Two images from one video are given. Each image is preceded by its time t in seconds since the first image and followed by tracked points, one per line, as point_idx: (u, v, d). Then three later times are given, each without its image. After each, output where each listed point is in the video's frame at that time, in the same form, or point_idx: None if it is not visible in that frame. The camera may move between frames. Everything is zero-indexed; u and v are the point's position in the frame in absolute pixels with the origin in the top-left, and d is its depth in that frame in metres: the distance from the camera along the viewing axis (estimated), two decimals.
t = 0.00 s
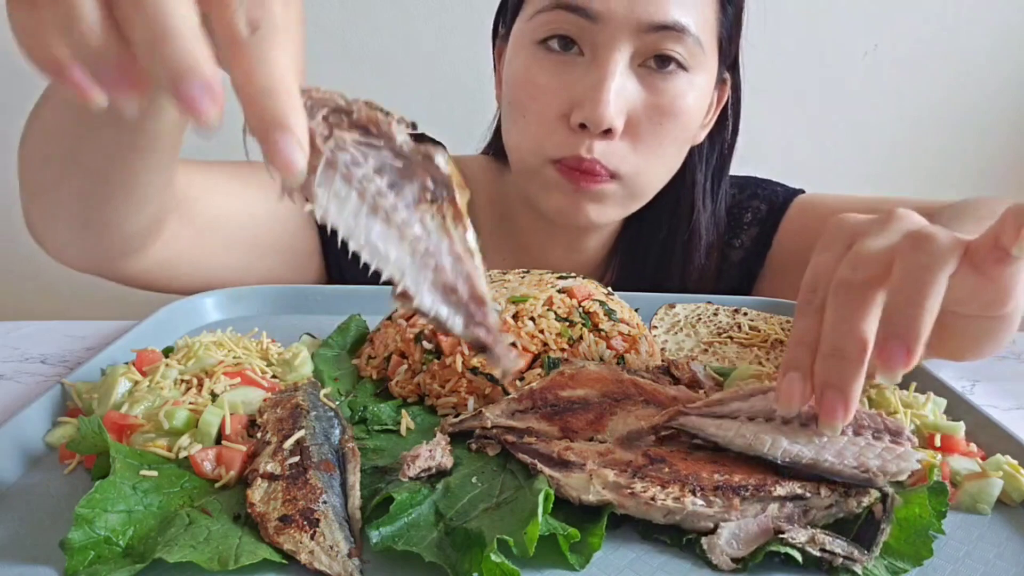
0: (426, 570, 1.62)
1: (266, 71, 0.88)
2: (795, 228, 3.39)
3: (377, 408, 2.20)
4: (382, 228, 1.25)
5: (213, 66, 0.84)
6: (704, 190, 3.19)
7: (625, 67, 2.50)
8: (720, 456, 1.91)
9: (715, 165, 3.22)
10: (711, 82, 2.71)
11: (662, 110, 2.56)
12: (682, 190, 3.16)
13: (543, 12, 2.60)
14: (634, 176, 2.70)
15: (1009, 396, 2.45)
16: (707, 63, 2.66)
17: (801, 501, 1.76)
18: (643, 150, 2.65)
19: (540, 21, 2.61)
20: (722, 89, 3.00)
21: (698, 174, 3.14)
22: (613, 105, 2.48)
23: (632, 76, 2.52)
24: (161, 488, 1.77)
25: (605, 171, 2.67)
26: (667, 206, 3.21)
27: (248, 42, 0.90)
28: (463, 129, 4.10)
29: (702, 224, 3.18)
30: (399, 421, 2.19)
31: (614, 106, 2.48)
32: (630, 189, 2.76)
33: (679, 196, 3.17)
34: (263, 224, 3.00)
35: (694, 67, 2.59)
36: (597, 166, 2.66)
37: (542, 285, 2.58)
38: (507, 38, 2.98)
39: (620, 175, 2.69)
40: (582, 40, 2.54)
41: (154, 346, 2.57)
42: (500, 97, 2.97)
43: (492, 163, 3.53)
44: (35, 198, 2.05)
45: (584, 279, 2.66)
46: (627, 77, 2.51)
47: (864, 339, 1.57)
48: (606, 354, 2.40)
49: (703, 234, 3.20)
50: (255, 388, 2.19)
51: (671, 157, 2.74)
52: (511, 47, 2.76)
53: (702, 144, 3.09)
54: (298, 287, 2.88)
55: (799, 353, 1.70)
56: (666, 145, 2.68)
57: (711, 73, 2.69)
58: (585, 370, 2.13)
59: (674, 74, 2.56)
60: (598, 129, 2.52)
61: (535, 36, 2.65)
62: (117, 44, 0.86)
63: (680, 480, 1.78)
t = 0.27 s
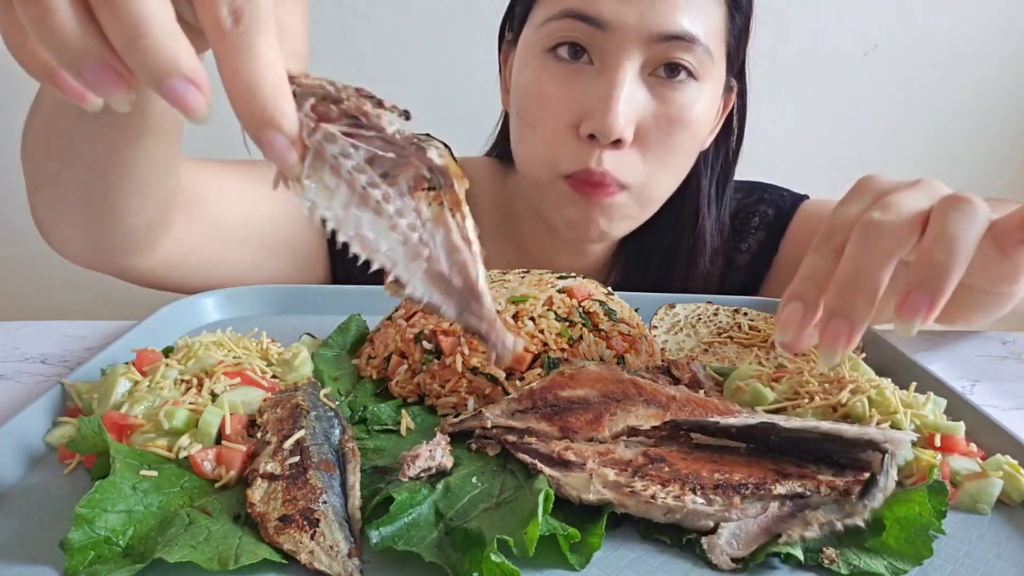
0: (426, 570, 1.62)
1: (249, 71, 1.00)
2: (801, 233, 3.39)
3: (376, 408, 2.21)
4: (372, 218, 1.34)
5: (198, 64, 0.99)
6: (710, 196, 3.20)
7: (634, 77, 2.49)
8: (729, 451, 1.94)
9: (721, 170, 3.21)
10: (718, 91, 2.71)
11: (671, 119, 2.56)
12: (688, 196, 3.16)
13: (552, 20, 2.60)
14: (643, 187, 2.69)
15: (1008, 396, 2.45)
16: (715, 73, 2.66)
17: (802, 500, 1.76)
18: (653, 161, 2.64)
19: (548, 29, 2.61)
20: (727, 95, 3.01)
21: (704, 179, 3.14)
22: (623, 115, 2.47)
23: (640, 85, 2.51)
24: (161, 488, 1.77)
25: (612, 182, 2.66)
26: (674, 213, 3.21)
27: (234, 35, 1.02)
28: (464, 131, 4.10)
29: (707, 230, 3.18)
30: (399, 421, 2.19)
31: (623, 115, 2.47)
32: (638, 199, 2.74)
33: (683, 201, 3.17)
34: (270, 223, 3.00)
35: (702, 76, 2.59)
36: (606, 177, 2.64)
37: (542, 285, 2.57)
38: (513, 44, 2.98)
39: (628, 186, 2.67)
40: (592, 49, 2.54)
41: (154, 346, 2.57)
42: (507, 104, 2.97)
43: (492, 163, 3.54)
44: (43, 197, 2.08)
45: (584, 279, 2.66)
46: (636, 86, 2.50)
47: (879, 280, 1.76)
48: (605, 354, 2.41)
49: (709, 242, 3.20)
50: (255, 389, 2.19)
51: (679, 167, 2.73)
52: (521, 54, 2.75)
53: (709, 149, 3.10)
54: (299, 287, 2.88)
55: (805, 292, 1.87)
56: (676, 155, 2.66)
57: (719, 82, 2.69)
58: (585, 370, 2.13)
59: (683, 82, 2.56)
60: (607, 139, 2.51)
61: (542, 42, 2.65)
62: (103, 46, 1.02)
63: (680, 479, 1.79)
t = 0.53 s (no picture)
0: (426, 570, 1.62)
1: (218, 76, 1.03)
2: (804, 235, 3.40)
3: (376, 408, 2.21)
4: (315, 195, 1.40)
5: (163, 66, 0.99)
6: (711, 194, 3.20)
7: (627, 76, 2.50)
8: (729, 451, 1.94)
9: (722, 169, 3.22)
10: (715, 90, 2.71)
11: (664, 119, 2.56)
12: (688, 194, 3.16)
13: (546, 20, 2.60)
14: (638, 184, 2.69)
15: (1008, 396, 2.45)
16: (711, 71, 2.65)
17: (802, 500, 1.76)
18: (645, 160, 2.64)
19: (543, 29, 2.61)
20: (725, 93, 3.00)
21: (703, 179, 3.14)
22: (615, 115, 2.48)
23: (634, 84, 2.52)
24: (161, 488, 1.77)
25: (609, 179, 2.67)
26: (672, 212, 3.21)
27: (202, 36, 1.04)
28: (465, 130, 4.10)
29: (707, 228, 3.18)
30: (399, 421, 2.19)
31: (615, 115, 2.48)
32: (634, 197, 2.75)
33: (683, 198, 3.17)
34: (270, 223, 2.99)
35: (698, 76, 2.59)
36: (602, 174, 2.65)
37: (543, 285, 2.58)
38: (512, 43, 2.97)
39: (624, 183, 2.68)
40: (586, 49, 2.54)
41: (154, 346, 2.57)
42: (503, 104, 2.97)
43: (492, 163, 3.54)
44: (42, 193, 2.10)
45: (584, 279, 2.66)
46: (629, 86, 2.51)
47: (915, 257, 1.86)
48: (605, 354, 2.40)
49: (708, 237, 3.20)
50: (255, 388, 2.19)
51: (676, 165, 2.73)
52: (516, 53, 2.76)
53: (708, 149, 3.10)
54: (300, 287, 2.88)
55: (834, 270, 1.95)
56: (670, 154, 2.66)
57: (715, 81, 2.69)
58: (585, 370, 2.12)
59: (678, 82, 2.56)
60: (599, 139, 2.52)
61: (536, 43, 2.65)
62: (62, 42, 1.03)
63: (680, 479, 1.79)
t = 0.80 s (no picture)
0: (426, 570, 1.62)
1: (164, 72, 1.00)
2: (805, 234, 3.40)
3: (376, 408, 2.20)
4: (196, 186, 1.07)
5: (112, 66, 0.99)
6: (706, 191, 3.20)
7: (610, 75, 2.49)
8: (729, 451, 1.94)
9: (717, 166, 3.23)
10: (703, 87, 2.69)
11: (647, 116, 2.54)
12: (685, 192, 3.16)
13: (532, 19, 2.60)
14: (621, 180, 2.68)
15: (1008, 396, 2.45)
16: (697, 68, 2.64)
17: (802, 500, 1.76)
18: (630, 157, 2.62)
19: (530, 27, 2.61)
20: (720, 88, 2.97)
21: (698, 176, 3.15)
22: (597, 112, 2.47)
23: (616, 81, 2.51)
24: (161, 488, 1.77)
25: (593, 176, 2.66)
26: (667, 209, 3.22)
27: (148, 35, 1.02)
28: (465, 130, 4.09)
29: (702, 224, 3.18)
30: (399, 421, 2.18)
31: (597, 112, 2.47)
32: (618, 195, 2.74)
33: (679, 195, 3.17)
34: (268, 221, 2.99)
35: (683, 73, 2.57)
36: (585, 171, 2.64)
37: (542, 285, 2.58)
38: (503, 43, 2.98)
39: (607, 180, 2.67)
40: (568, 48, 2.54)
41: (154, 346, 2.57)
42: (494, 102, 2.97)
43: (492, 162, 3.53)
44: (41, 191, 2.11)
45: (584, 279, 2.67)
46: (611, 82, 2.50)
47: (915, 241, 1.93)
48: (605, 354, 2.40)
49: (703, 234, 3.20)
50: (255, 388, 2.19)
51: (661, 162, 2.71)
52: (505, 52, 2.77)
53: (703, 146, 3.10)
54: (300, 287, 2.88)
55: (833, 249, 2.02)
56: (653, 149, 2.63)
57: (702, 77, 2.67)
58: (585, 370, 2.12)
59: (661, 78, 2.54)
60: (582, 137, 2.51)
61: (523, 42, 2.66)
62: None
63: (680, 479, 1.79)
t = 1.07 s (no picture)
0: (426, 570, 1.62)
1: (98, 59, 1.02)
2: (814, 235, 3.40)
3: (377, 408, 2.20)
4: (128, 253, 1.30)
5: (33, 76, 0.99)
6: (693, 181, 3.22)
7: (573, 51, 2.50)
8: (729, 451, 1.93)
9: (707, 157, 3.26)
10: (674, 69, 2.68)
11: (610, 92, 2.53)
12: (669, 181, 3.20)
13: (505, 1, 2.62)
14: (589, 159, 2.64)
15: (1009, 397, 2.45)
16: (666, 48, 2.63)
17: (801, 500, 1.76)
18: (596, 136, 2.60)
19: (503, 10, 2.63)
20: (704, 75, 2.99)
21: (684, 168, 3.19)
22: (559, 87, 2.48)
23: (580, 59, 2.52)
24: (161, 488, 1.77)
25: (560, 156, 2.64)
26: (656, 202, 3.25)
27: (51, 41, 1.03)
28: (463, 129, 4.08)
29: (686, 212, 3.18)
30: (399, 421, 2.18)
31: (559, 87, 2.48)
32: (588, 177, 2.70)
33: (666, 185, 3.21)
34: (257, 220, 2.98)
35: (648, 50, 2.57)
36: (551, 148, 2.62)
37: (542, 285, 2.58)
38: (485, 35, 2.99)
39: (574, 157, 2.64)
40: (533, 30, 2.54)
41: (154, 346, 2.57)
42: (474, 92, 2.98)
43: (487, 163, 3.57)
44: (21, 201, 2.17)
45: (584, 279, 2.67)
46: (575, 60, 2.51)
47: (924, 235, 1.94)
48: (605, 354, 2.39)
49: (690, 223, 3.18)
50: (255, 388, 2.19)
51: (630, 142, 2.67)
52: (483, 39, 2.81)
53: (688, 136, 3.15)
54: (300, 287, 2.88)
55: (842, 241, 2.02)
56: (620, 130, 2.61)
57: (672, 57, 2.67)
58: (585, 370, 2.12)
59: (626, 56, 2.54)
60: (544, 111, 2.52)
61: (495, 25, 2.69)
62: None
63: (680, 479, 1.79)
